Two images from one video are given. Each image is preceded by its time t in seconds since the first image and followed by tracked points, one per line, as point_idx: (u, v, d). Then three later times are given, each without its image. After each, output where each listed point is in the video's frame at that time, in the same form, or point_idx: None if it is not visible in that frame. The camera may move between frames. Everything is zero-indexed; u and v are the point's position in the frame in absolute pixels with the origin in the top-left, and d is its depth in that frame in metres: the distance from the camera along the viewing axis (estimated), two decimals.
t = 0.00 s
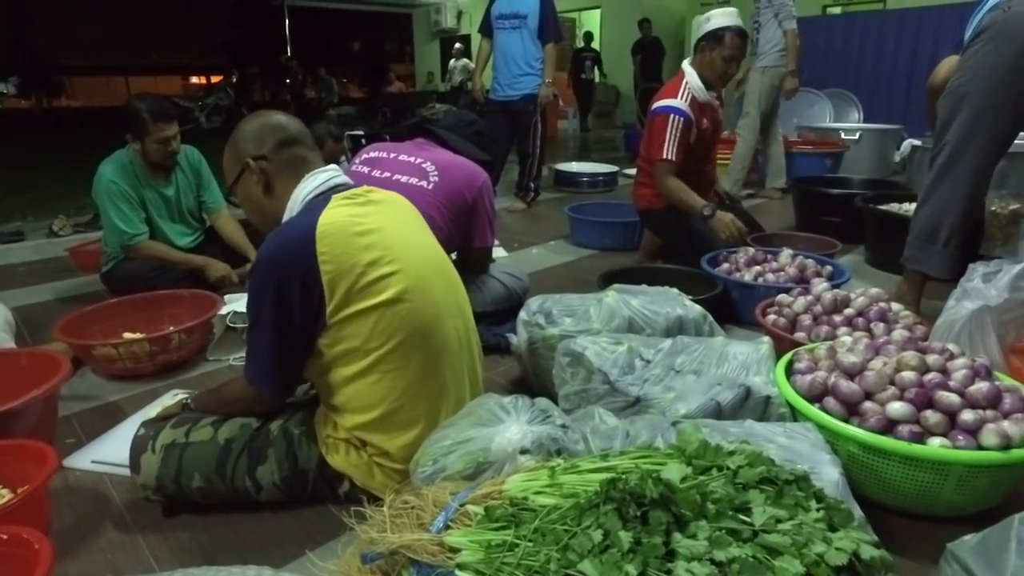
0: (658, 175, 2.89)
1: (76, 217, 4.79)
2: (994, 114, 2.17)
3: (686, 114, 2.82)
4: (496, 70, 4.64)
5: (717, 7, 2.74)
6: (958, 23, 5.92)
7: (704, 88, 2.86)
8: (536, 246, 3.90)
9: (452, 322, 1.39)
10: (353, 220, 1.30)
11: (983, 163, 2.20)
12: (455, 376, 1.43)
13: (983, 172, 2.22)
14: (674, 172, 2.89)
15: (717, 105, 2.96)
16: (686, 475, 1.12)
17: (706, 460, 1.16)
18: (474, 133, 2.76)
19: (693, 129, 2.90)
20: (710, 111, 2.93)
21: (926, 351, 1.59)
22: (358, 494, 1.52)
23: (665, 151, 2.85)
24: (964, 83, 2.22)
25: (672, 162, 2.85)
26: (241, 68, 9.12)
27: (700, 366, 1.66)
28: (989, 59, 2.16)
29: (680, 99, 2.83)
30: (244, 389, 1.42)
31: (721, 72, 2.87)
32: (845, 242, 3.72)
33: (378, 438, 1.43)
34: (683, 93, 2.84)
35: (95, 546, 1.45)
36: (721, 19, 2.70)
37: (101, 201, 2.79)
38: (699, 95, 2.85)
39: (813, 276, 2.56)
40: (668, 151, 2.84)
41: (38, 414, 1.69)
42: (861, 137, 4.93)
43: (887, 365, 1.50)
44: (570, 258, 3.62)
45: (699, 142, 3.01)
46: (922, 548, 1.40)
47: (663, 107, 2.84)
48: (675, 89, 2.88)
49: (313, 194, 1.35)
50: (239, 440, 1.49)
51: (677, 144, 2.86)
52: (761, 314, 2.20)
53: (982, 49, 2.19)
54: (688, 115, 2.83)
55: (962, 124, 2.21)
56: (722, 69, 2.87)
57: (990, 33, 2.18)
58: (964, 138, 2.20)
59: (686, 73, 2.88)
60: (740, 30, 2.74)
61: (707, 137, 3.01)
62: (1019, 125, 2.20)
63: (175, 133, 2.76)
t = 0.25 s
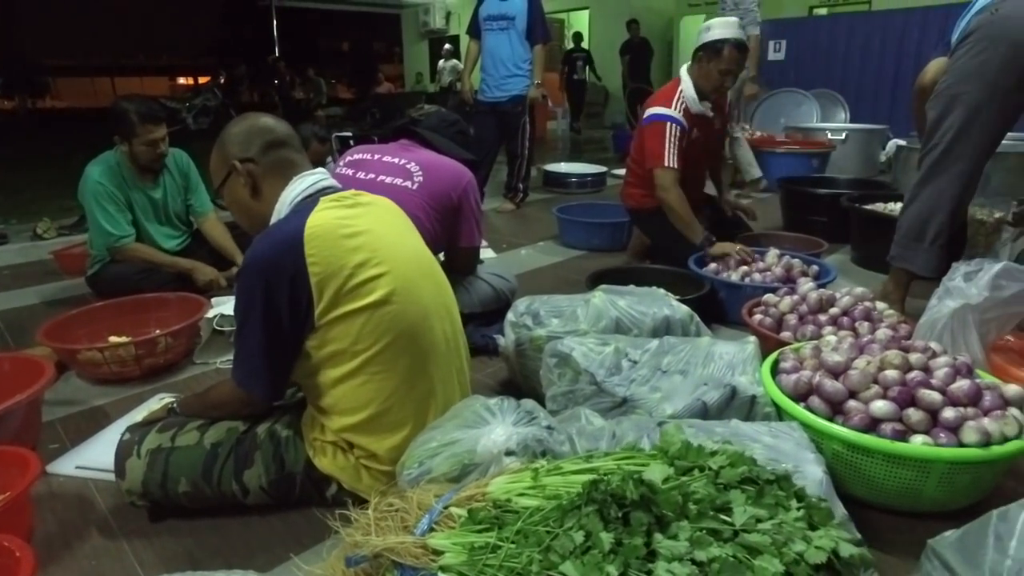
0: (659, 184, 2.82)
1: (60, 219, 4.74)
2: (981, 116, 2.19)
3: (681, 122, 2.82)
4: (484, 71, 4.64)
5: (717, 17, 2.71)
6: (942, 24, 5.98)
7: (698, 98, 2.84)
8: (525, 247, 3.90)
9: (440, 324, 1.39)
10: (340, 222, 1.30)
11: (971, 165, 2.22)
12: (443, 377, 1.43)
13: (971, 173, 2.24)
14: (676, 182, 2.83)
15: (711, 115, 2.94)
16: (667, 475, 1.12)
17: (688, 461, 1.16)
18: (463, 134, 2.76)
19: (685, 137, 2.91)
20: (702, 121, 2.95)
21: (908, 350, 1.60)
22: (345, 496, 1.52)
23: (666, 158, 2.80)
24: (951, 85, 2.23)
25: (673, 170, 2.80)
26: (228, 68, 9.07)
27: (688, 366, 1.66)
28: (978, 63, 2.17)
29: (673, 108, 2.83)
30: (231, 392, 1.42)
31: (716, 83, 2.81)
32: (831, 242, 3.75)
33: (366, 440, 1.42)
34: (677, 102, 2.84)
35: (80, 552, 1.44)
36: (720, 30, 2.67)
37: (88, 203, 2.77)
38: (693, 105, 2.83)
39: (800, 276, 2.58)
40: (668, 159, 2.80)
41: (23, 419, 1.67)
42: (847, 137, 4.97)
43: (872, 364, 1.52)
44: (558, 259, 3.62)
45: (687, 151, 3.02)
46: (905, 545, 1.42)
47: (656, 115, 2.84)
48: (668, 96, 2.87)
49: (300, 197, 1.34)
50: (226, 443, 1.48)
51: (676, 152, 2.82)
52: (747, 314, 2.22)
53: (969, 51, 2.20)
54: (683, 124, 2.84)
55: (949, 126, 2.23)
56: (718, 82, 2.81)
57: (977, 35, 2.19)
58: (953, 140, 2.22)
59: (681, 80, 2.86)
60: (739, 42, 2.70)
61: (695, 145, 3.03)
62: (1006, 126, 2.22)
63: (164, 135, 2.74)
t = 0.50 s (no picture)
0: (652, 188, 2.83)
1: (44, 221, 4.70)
2: (964, 116, 2.21)
3: (670, 127, 2.83)
4: (472, 72, 4.64)
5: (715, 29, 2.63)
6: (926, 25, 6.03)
7: (690, 107, 2.84)
8: (513, 247, 3.90)
9: (424, 325, 1.39)
10: (323, 223, 1.30)
11: (954, 164, 2.25)
12: (427, 379, 1.43)
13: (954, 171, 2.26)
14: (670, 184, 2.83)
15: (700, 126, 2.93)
16: (647, 475, 1.13)
17: (668, 460, 1.17)
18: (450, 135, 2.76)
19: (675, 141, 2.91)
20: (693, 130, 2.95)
21: (890, 348, 1.62)
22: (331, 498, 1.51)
23: (658, 162, 2.81)
24: (935, 86, 2.25)
25: (666, 173, 2.81)
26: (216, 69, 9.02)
27: (672, 365, 1.67)
28: (961, 64, 2.19)
29: (664, 113, 2.84)
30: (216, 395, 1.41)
31: (711, 96, 2.79)
32: (817, 241, 3.78)
33: (350, 442, 1.42)
34: (668, 108, 2.84)
35: (62, 557, 1.43)
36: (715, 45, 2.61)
37: (73, 204, 2.74)
38: (684, 114, 2.84)
39: (785, 275, 2.59)
40: (660, 163, 2.80)
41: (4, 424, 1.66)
42: (833, 137, 5.00)
43: (855, 362, 1.53)
44: (546, 259, 3.63)
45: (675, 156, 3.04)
46: (888, 541, 1.43)
47: (646, 119, 2.84)
48: (660, 102, 2.87)
49: (283, 198, 1.34)
50: (210, 446, 1.47)
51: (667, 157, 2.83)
52: (733, 313, 2.23)
53: (953, 52, 2.22)
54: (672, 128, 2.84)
55: (934, 127, 2.24)
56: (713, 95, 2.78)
57: (961, 37, 2.21)
58: (936, 140, 2.25)
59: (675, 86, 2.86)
60: (736, 57, 2.65)
61: (684, 150, 3.04)
62: (989, 125, 2.24)
63: (151, 136, 2.72)
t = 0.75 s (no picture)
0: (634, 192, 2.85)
1: (27, 223, 4.65)
2: (945, 116, 2.23)
3: (656, 132, 2.84)
4: (459, 73, 4.64)
5: (711, 36, 2.65)
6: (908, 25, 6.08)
7: (680, 111, 2.83)
8: (500, 248, 3.90)
9: (410, 327, 1.39)
10: (309, 225, 1.29)
11: (936, 164, 2.27)
12: (413, 381, 1.43)
13: (936, 171, 2.28)
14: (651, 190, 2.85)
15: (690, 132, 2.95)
16: (627, 475, 1.13)
17: (649, 461, 1.18)
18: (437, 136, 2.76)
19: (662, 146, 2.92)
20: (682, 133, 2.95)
21: (873, 347, 1.63)
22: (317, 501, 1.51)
23: (641, 167, 2.83)
24: (918, 87, 2.26)
25: (648, 178, 2.83)
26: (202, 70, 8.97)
27: (658, 365, 1.68)
28: (943, 65, 2.21)
29: (651, 116, 2.85)
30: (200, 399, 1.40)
31: (703, 102, 2.76)
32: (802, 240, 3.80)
33: (336, 444, 1.42)
34: (657, 111, 2.85)
35: (44, 563, 1.42)
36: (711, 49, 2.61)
37: (57, 207, 2.71)
38: (673, 117, 2.84)
39: (771, 275, 2.61)
40: (642, 169, 2.83)
41: None
42: (819, 137, 5.04)
43: (838, 360, 1.54)
44: (533, 260, 3.63)
45: (663, 158, 3.06)
46: (871, 538, 1.44)
47: (634, 121, 2.85)
48: (649, 105, 2.89)
49: (269, 200, 1.33)
50: (194, 450, 1.46)
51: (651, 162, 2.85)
52: (719, 313, 2.24)
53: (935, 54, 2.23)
54: (658, 132, 2.85)
55: (916, 129, 2.26)
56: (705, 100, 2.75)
57: (943, 39, 2.22)
58: (919, 140, 2.27)
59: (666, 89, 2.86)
60: (730, 65, 2.63)
61: (672, 153, 3.05)
62: (970, 126, 2.26)
63: (136, 139, 2.70)
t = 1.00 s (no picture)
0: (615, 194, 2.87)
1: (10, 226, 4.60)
2: (923, 117, 2.25)
3: (642, 134, 2.84)
4: (445, 73, 4.63)
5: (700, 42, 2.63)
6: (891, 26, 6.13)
7: (667, 114, 2.84)
8: (487, 249, 3.90)
9: (395, 329, 1.39)
10: (291, 228, 1.29)
11: (915, 163, 2.30)
12: (398, 382, 1.42)
13: (915, 171, 2.31)
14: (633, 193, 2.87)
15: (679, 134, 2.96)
16: (609, 475, 1.14)
17: (630, 460, 1.18)
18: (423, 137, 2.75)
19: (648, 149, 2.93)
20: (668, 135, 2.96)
21: (855, 345, 1.65)
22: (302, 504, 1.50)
23: (625, 169, 2.85)
24: (896, 88, 2.29)
25: (631, 181, 2.85)
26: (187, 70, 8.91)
27: (643, 365, 1.68)
28: (920, 66, 2.23)
29: (638, 118, 2.85)
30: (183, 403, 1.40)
31: (691, 106, 2.78)
32: (788, 239, 3.82)
33: (321, 446, 1.41)
34: (644, 114, 2.86)
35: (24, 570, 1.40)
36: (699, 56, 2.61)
37: (39, 209, 2.69)
38: (660, 121, 2.84)
39: (756, 274, 2.62)
40: (625, 170, 2.85)
41: None
42: (804, 137, 5.07)
43: (821, 359, 1.56)
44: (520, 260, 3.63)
45: (649, 159, 3.06)
46: (854, 534, 1.45)
47: (621, 123, 2.85)
48: (637, 107, 2.89)
49: (251, 203, 1.33)
50: (177, 454, 1.45)
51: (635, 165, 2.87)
52: (705, 312, 2.25)
53: (912, 56, 2.26)
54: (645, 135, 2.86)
55: (895, 129, 2.29)
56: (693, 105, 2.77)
57: (919, 40, 2.25)
58: (898, 140, 2.29)
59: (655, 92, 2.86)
60: (719, 71, 2.64)
61: (659, 155, 3.06)
62: (947, 126, 2.28)
63: (119, 140, 2.68)
